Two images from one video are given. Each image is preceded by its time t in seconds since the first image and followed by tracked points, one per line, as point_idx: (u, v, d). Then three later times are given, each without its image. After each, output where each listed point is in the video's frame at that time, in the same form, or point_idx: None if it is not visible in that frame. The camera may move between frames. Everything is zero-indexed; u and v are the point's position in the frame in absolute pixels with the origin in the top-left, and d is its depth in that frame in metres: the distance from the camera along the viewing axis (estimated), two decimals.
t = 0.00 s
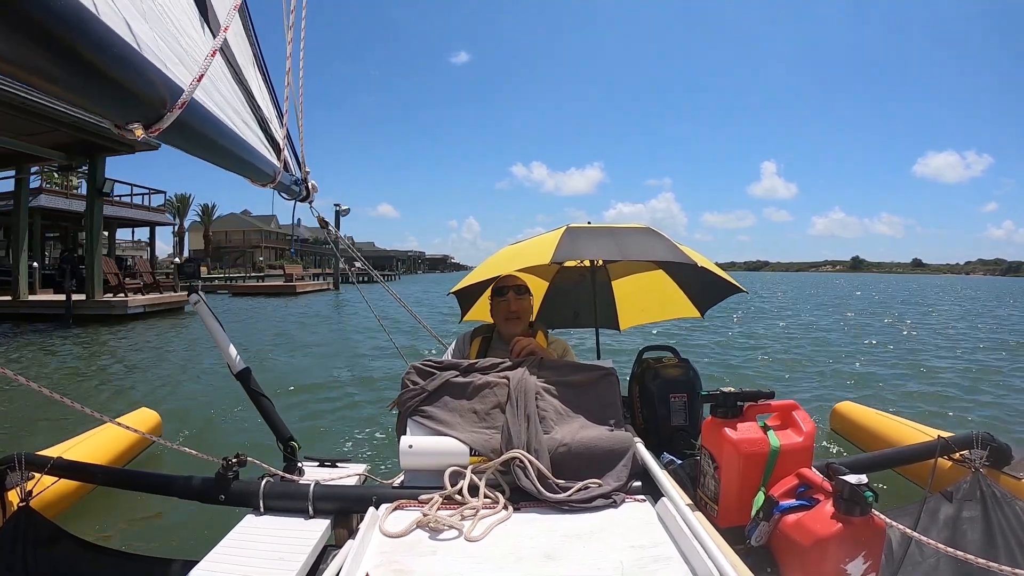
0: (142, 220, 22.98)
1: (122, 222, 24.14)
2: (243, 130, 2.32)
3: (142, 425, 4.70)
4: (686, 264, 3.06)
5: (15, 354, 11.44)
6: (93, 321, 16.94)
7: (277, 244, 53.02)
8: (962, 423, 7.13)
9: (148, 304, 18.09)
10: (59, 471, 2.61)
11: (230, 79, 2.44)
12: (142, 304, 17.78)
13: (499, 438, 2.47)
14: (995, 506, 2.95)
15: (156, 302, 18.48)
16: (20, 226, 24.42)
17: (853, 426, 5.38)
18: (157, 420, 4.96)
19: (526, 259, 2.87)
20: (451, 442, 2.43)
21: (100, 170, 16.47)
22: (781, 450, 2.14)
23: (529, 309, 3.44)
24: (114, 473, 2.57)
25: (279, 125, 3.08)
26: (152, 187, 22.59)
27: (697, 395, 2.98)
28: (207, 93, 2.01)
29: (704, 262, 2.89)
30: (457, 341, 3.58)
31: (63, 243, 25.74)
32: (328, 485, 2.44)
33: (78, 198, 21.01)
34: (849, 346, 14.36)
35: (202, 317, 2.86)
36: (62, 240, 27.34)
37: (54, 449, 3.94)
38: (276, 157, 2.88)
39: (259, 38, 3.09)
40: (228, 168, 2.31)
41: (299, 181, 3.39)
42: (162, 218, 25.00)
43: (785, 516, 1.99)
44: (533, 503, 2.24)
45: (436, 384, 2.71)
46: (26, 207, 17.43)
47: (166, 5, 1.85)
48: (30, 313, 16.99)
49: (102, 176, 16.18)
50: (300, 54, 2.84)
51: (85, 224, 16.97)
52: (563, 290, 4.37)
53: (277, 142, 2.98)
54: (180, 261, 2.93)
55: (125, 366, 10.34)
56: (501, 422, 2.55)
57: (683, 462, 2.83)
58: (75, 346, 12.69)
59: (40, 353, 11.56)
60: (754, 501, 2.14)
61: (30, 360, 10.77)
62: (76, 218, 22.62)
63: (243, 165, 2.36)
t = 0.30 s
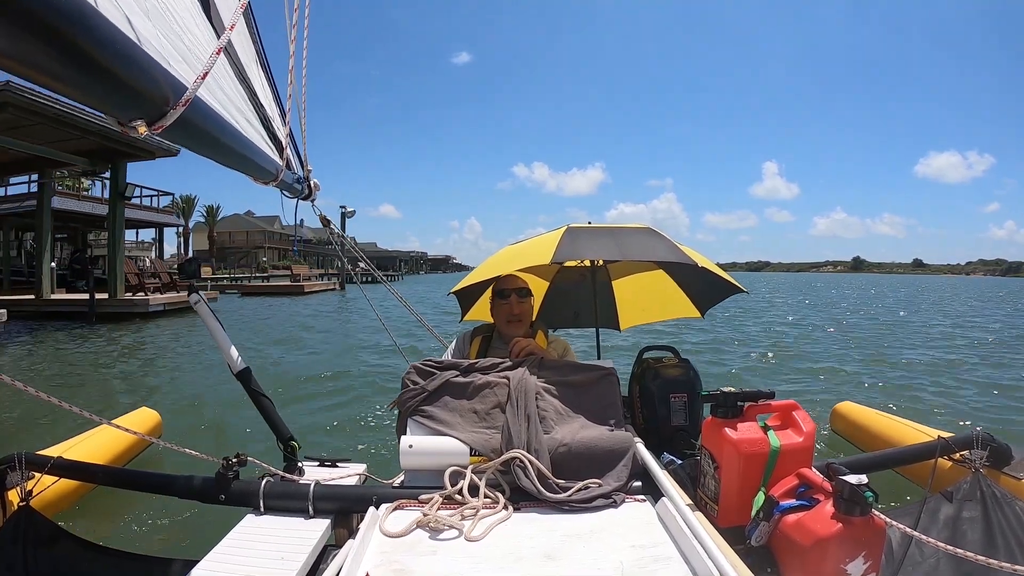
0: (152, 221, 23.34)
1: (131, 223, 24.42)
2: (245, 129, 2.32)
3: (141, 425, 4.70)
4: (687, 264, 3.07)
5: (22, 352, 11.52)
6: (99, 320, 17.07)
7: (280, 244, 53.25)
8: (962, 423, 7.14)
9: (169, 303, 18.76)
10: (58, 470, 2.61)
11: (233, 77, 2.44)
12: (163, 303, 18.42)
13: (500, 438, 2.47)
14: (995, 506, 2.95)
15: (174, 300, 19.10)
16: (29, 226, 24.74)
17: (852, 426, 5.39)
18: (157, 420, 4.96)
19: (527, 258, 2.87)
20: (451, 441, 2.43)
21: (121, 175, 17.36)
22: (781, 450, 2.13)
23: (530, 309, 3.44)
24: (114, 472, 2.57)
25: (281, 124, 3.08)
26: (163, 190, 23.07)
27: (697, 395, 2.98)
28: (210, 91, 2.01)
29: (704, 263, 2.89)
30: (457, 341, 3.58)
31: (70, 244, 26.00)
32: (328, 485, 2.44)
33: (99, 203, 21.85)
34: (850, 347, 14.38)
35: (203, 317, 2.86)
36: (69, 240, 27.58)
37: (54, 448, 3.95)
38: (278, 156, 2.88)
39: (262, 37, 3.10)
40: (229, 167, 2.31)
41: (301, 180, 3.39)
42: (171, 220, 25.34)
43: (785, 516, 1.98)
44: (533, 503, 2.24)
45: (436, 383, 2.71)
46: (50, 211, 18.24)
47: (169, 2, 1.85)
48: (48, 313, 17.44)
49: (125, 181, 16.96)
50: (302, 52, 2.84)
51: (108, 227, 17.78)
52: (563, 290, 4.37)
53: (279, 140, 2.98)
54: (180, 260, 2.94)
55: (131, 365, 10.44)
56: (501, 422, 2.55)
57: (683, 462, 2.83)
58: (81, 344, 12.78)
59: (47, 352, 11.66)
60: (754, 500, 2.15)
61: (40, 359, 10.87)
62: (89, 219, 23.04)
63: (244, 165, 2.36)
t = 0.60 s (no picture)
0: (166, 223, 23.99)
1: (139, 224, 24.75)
2: (244, 132, 2.33)
3: (140, 426, 4.70)
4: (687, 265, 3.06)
5: (26, 352, 11.59)
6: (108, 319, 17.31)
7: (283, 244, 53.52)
8: (961, 423, 7.16)
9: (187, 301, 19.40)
10: (58, 472, 2.61)
11: (232, 80, 2.44)
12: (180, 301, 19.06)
13: (500, 439, 2.47)
14: (996, 507, 2.95)
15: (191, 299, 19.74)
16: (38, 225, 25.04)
17: (852, 426, 5.39)
18: (157, 421, 4.96)
19: (527, 260, 2.87)
20: (451, 442, 2.43)
21: (142, 179, 18.30)
22: (781, 451, 2.13)
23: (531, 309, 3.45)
24: (114, 473, 2.57)
25: (279, 127, 3.08)
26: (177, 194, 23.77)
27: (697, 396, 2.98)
28: (209, 95, 2.02)
29: (704, 263, 2.89)
30: (457, 341, 3.58)
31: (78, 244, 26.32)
32: (328, 486, 2.44)
33: (119, 204, 22.63)
34: (850, 347, 14.41)
35: (203, 318, 2.85)
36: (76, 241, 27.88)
37: (54, 449, 3.95)
38: (277, 159, 2.88)
39: (261, 40, 3.11)
40: (227, 170, 2.31)
41: (299, 183, 3.39)
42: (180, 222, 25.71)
43: (785, 517, 1.98)
44: (534, 504, 2.24)
45: (437, 384, 2.71)
46: (71, 214, 19.08)
47: (170, 5, 1.86)
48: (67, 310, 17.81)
49: (144, 185, 17.64)
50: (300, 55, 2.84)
51: (128, 229, 18.63)
52: (563, 291, 4.37)
53: (278, 143, 2.98)
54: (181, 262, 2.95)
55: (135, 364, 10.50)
56: (501, 423, 2.55)
57: (683, 463, 2.83)
58: (85, 343, 12.86)
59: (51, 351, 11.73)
60: (754, 502, 2.15)
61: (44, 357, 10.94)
62: (98, 220, 23.40)
63: (242, 168, 2.36)
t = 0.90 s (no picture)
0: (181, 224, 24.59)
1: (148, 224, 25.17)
2: (241, 135, 2.33)
3: (140, 426, 4.70)
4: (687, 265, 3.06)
5: (29, 350, 11.64)
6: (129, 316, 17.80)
7: (286, 244, 53.76)
8: (961, 423, 7.17)
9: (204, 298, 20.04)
10: (58, 471, 2.61)
11: (228, 83, 2.44)
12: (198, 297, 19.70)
13: (500, 439, 2.47)
14: (996, 507, 2.95)
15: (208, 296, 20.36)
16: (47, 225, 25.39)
17: (852, 425, 5.40)
18: (156, 421, 4.96)
19: (526, 261, 2.87)
20: (451, 442, 2.43)
21: (161, 182, 19.02)
22: (782, 451, 2.13)
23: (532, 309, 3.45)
24: (114, 473, 2.57)
25: (276, 129, 3.09)
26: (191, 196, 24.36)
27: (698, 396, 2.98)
28: (205, 98, 2.01)
29: (704, 264, 2.89)
30: (457, 342, 3.58)
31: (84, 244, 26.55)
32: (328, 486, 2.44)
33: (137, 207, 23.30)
34: (850, 347, 14.43)
35: (203, 318, 2.85)
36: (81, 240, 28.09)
37: (54, 449, 3.96)
38: (273, 162, 2.89)
39: (258, 42, 3.11)
40: (224, 174, 2.31)
41: (296, 185, 3.39)
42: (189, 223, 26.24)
43: (785, 517, 1.98)
44: (534, 504, 2.24)
45: (437, 385, 2.71)
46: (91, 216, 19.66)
47: (166, 8, 1.85)
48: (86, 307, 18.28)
49: (163, 189, 18.21)
50: (297, 58, 2.84)
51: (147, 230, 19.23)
52: (564, 291, 4.37)
53: (274, 146, 2.98)
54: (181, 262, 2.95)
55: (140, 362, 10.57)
56: (501, 423, 2.55)
57: (683, 463, 2.83)
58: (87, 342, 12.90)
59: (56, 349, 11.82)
60: (755, 502, 2.15)
61: (48, 355, 10.99)
62: (106, 220, 23.68)
63: (239, 172, 2.36)
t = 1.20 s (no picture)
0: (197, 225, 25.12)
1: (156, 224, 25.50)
2: (241, 134, 2.33)
3: (140, 427, 4.70)
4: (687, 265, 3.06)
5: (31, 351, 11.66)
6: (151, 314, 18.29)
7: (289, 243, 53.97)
8: (962, 423, 7.16)
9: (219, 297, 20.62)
10: (58, 471, 2.61)
11: (228, 83, 2.44)
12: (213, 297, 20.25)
13: (500, 439, 2.47)
14: (996, 507, 2.95)
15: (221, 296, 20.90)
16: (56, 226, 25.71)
17: (852, 426, 5.39)
18: (156, 421, 4.96)
19: (527, 260, 2.86)
20: (451, 442, 2.43)
21: (179, 186, 19.53)
22: (781, 451, 2.13)
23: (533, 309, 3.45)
24: (114, 473, 2.57)
25: (277, 128, 3.09)
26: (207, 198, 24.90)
27: (698, 396, 2.98)
28: (205, 97, 2.02)
29: (704, 263, 2.89)
30: (457, 341, 3.58)
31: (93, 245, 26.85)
32: (328, 486, 2.44)
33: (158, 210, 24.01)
34: (851, 347, 14.43)
35: (203, 318, 2.86)
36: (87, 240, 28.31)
37: (54, 449, 3.95)
38: (274, 161, 2.89)
39: (259, 41, 3.11)
40: (224, 173, 2.32)
41: (297, 184, 3.40)
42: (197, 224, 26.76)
43: (785, 517, 1.98)
44: (533, 504, 2.24)
45: (437, 384, 2.71)
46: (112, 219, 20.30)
47: (167, 7, 1.86)
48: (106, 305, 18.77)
49: (180, 192, 18.69)
50: (297, 57, 2.85)
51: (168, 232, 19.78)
52: (564, 291, 4.37)
53: (275, 145, 2.99)
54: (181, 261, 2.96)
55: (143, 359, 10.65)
56: (501, 423, 2.55)
57: (683, 463, 2.83)
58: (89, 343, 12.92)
59: (67, 351, 11.98)
60: (754, 502, 2.15)
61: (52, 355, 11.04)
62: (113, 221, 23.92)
63: (239, 171, 2.37)
